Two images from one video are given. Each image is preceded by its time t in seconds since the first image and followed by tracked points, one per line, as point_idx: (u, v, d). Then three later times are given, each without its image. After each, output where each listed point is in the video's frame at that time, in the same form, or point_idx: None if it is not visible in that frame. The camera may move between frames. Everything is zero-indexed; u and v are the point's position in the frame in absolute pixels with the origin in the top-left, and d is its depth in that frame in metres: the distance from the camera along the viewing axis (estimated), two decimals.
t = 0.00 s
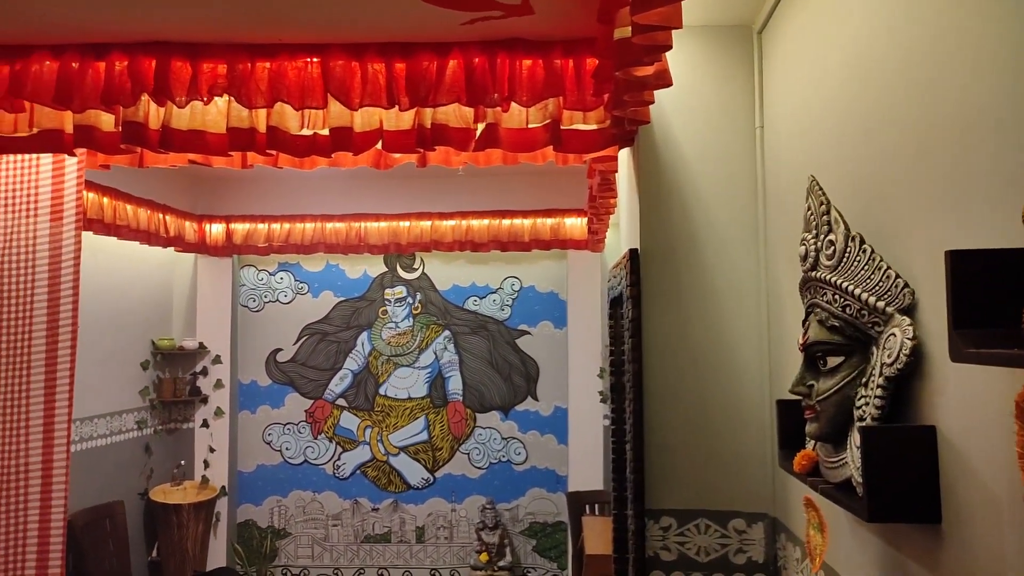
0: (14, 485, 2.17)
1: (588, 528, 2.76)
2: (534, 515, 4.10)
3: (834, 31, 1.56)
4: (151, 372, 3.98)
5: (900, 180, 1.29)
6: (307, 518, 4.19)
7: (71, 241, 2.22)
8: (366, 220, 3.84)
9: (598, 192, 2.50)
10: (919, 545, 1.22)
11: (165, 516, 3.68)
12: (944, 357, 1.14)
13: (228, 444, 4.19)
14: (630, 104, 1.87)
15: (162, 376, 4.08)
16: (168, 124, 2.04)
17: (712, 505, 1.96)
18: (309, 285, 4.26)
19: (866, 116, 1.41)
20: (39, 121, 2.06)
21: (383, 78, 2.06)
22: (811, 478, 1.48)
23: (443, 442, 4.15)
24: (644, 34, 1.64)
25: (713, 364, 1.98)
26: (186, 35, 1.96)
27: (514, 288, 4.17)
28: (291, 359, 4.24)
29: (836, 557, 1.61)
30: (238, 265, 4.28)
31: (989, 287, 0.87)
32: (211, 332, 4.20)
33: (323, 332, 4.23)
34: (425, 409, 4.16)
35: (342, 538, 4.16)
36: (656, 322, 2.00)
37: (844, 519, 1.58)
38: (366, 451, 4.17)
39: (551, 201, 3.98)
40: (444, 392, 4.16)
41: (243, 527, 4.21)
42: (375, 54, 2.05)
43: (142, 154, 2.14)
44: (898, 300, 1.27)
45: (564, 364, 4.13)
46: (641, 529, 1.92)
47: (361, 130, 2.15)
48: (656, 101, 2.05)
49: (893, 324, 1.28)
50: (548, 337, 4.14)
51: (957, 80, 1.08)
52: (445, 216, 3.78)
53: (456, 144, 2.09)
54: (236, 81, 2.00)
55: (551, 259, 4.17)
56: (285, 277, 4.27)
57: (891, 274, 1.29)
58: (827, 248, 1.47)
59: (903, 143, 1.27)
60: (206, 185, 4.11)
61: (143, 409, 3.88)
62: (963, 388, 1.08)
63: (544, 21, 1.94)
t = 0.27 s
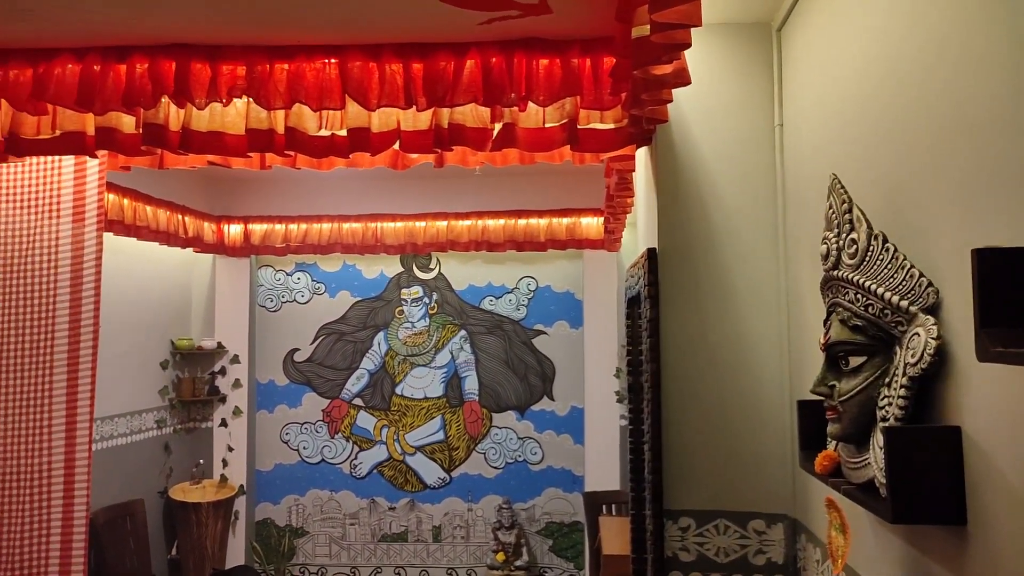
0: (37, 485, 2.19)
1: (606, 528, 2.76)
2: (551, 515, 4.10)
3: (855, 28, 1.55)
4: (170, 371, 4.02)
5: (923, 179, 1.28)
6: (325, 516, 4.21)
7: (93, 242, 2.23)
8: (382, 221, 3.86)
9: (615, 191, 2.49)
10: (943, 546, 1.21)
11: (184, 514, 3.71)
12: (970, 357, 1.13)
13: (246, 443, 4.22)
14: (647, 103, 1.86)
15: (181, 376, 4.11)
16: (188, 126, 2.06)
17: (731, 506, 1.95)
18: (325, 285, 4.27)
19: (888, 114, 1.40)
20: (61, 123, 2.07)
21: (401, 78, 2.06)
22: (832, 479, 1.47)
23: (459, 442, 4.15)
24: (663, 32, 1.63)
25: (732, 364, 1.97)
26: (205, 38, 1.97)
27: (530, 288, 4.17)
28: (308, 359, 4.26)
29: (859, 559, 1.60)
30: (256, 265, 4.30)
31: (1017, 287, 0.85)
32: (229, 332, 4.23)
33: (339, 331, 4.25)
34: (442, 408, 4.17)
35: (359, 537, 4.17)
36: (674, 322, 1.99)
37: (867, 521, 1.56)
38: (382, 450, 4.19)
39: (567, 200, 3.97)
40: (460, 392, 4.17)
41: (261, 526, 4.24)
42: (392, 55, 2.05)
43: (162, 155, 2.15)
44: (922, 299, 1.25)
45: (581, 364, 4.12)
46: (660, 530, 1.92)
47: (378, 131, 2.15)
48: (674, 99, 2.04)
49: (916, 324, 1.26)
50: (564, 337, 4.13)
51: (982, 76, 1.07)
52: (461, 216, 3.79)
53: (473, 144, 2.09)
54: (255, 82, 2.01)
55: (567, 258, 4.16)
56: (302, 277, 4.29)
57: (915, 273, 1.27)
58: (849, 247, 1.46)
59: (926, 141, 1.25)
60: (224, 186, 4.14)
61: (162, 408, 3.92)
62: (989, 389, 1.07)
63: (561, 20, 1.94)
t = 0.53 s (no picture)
0: (61, 483, 2.22)
1: (624, 527, 2.75)
2: (567, 514, 4.10)
3: (875, 24, 1.53)
4: (189, 370, 4.05)
5: (944, 174, 1.26)
6: (342, 514, 4.23)
7: (114, 242, 2.25)
8: (397, 220, 3.87)
9: (631, 189, 2.48)
10: (967, 546, 1.20)
11: (203, 512, 3.75)
12: (994, 355, 1.11)
13: (265, 441, 4.25)
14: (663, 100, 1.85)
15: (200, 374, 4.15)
16: (206, 126, 2.07)
17: (749, 505, 1.94)
18: (342, 284, 4.29)
19: (909, 110, 1.39)
20: (81, 125, 2.09)
21: (417, 78, 2.07)
22: (854, 478, 1.45)
23: (475, 441, 4.16)
24: (681, 29, 1.62)
25: (751, 363, 1.96)
26: (223, 38, 1.98)
27: (545, 286, 4.17)
28: (325, 358, 4.28)
29: (880, 559, 1.58)
30: (273, 264, 4.33)
31: None
32: (247, 331, 4.26)
33: (356, 331, 4.27)
34: (458, 407, 4.18)
35: (376, 535, 4.19)
36: (692, 320, 1.98)
37: (888, 520, 1.55)
38: (399, 449, 4.20)
39: (582, 198, 3.96)
40: (476, 391, 4.17)
41: (279, 523, 4.27)
42: (408, 54, 2.05)
43: (181, 155, 2.17)
44: (946, 297, 1.24)
45: (596, 363, 4.11)
46: (677, 529, 1.91)
47: (395, 129, 2.16)
48: (692, 97, 2.03)
49: (939, 321, 1.24)
50: (580, 335, 4.12)
51: (1006, 71, 1.06)
52: (476, 215, 3.79)
53: (489, 142, 2.09)
54: (273, 82, 2.02)
55: (583, 257, 4.15)
56: (319, 276, 4.31)
57: (938, 270, 1.26)
58: (871, 244, 1.44)
59: (948, 136, 1.24)
60: (241, 186, 4.17)
61: (181, 406, 3.95)
62: (1013, 387, 1.05)
63: (577, 18, 1.93)
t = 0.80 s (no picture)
0: (81, 482, 2.23)
1: (641, 527, 2.74)
2: (582, 514, 4.09)
3: (895, 21, 1.51)
4: (207, 370, 4.08)
5: (966, 172, 1.25)
6: (358, 514, 4.24)
7: (132, 243, 2.26)
8: (412, 220, 3.88)
9: (646, 189, 2.47)
10: (990, 547, 1.18)
11: (220, 510, 3.77)
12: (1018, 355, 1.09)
13: (281, 440, 4.27)
14: (680, 99, 1.84)
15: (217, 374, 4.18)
16: (224, 128, 2.08)
17: (767, 506, 1.92)
18: (357, 285, 4.31)
19: (929, 107, 1.37)
20: (101, 127, 2.10)
21: (433, 78, 2.07)
22: (874, 479, 1.44)
23: (490, 441, 4.16)
24: (698, 27, 1.62)
25: (769, 363, 1.94)
26: (241, 40, 2.00)
27: (560, 286, 4.16)
28: (341, 358, 4.30)
29: (902, 561, 1.57)
30: (289, 265, 4.35)
31: None
32: (263, 331, 4.29)
33: (371, 331, 4.28)
34: (473, 407, 4.18)
35: (391, 534, 4.20)
36: (709, 320, 1.97)
37: (909, 521, 1.53)
38: (414, 448, 4.21)
39: (596, 198, 3.96)
40: (490, 391, 4.18)
41: (295, 522, 4.29)
42: (424, 54, 2.06)
43: (199, 157, 2.18)
44: (968, 296, 1.22)
45: (611, 363, 4.10)
46: (695, 530, 1.90)
47: (410, 130, 2.15)
48: (709, 96, 2.02)
49: (961, 321, 1.23)
50: (595, 335, 4.11)
51: None
52: (491, 215, 3.79)
53: (505, 142, 2.09)
54: (289, 84, 2.03)
55: (598, 257, 4.14)
56: (334, 277, 4.33)
57: (960, 269, 1.25)
58: (891, 243, 1.42)
59: (970, 133, 1.22)
60: (258, 188, 4.19)
61: (199, 406, 3.98)
62: None
63: (593, 18, 1.93)
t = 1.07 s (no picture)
0: (102, 483, 2.24)
1: (658, 528, 2.73)
2: (598, 515, 4.08)
3: (914, 18, 1.50)
4: (225, 370, 4.11)
5: (988, 171, 1.23)
6: (375, 513, 4.26)
7: (153, 245, 2.26)
8: (428, 221, 3.89)
9: (663, 188, 2.47)
10: (1015, 550, 1.17)
11: (239, 510, 3.80)
12: None
13: (298, 440, 4.30)
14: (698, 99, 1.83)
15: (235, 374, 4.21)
16: (242, 130, 2.10)
17: (787, 507, 1.91)
18: (373, 285, 4.33)
19: (950, 106, 1.36)
20: (121, 129, 2.11)
21: (449, 79, 2.08)
22: (896, 481, 1.42)
23: (506, 441, 4.16)
24: (716, 26, 1.61)
25: (788, 364, 1.93)
26: (259, 43, 2.01)
27: (576, 286, 4.16)
28: (357, 358, 4.32)
29: (924, 563, 1.55)
30: (306, 266, 4.38)
31: None
32: (281, 332, 4.32)
33: (387, 331, 4.30)
34: (489, 407, 4.18)
35: (408, 534, 4.21)
36: (727, 321, 1.96)
37: (932, 523, 1.52)
38: (430, 448, 4.22)
39: (612, 198, 3.95)
40: (506, 391, 4.18)
41: (313, 521, 4.32)
42: (441, 55, 2.07)
43: (217, 159, 2.20)
44: (991, 296, 1.20)
45: (627, 363, 4.09)
46: (713, 531, 1.89)
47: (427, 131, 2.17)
48: (726, 95, 2.01)
49: (985, 321, 1.21)
50: (611, 336, 4.11)
51: None
52: (506, 215, 3.80)
53: (521, 143, 2.08)
54: (307, 86, 2.04)
55: (613, 257, 4.14)
56: (350, 277, 4.35)
57: (983, 268, 1.22)
58: (913, 242, 1.41)
59: (991, 132, 1.21)
60: (275, 189, 4.22)
61: (217, 406, 4.01)
62: None
63: (609, 17, 1.92)
